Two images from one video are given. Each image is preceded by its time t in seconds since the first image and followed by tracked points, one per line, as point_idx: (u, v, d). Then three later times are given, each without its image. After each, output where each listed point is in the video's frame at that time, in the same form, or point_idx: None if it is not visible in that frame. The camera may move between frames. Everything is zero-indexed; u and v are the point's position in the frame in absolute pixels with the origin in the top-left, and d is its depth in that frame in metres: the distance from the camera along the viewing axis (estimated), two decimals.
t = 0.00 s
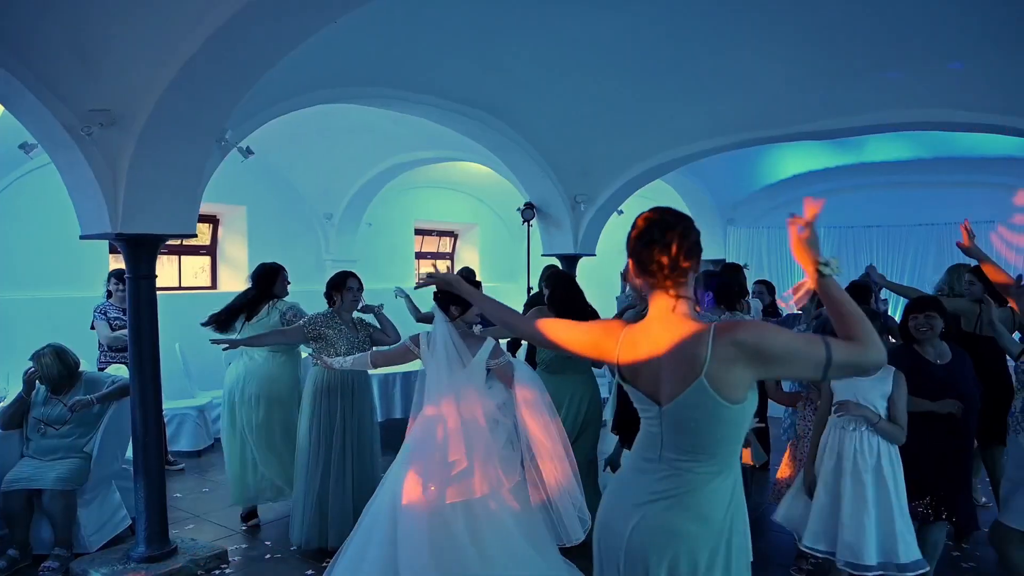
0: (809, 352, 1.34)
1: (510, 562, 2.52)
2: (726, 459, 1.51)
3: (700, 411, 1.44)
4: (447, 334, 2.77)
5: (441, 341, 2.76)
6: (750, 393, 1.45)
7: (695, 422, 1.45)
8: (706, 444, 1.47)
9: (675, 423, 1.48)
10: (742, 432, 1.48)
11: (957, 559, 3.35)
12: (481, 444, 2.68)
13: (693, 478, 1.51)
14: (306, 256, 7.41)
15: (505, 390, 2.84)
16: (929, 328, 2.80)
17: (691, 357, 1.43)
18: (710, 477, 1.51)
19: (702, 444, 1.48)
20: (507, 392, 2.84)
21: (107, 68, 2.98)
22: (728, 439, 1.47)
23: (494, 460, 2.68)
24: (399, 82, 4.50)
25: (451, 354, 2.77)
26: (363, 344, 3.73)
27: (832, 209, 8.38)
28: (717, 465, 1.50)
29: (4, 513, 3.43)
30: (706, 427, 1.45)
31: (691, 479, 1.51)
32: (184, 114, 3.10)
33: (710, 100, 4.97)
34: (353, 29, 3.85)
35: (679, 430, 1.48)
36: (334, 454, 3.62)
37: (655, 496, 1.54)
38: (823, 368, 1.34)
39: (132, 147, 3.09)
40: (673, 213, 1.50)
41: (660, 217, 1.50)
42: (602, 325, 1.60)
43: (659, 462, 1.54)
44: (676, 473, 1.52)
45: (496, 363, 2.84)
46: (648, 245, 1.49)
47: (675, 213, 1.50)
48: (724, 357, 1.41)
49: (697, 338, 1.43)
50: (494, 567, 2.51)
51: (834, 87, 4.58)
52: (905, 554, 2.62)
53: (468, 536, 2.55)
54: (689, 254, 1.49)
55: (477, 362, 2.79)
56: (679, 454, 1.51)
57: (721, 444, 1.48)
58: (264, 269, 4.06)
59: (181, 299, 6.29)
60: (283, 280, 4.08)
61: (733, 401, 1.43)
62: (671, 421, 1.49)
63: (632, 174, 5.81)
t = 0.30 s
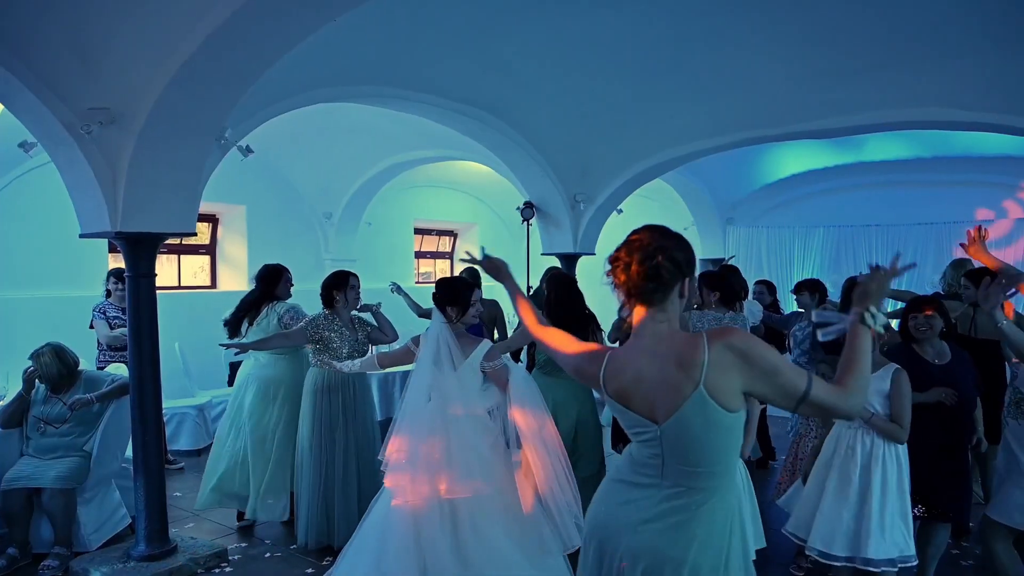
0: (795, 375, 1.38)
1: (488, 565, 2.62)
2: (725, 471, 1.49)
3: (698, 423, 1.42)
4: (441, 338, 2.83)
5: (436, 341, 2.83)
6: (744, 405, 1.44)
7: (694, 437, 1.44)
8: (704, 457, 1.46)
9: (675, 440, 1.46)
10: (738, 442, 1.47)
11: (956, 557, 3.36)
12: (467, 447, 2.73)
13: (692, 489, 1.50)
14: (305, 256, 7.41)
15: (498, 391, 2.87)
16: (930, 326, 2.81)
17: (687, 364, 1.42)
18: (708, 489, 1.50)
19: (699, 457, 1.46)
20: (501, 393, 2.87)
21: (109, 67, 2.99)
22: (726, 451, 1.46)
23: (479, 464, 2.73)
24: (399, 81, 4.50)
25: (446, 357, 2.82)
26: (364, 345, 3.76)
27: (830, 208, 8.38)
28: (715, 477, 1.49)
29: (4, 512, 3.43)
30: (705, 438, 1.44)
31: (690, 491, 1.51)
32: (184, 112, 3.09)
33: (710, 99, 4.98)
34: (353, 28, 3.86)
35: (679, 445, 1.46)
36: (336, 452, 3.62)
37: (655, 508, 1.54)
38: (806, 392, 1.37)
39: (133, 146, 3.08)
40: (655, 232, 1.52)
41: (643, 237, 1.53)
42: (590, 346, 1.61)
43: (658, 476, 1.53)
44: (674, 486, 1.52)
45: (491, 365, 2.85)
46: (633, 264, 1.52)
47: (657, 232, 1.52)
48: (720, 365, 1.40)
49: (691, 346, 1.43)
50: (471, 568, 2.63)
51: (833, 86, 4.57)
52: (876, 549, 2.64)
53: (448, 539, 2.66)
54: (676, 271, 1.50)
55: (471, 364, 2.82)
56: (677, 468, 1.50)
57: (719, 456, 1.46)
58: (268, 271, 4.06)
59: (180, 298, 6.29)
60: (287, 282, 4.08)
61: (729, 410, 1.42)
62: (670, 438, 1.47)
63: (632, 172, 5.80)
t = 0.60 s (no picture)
0: (783, 353, 1.43)
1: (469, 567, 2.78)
2: (731, 446, 1.52)
3: (707, 398, 1.45)
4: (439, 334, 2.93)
5: (434, 334, 2.93)
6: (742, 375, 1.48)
7: (703, 413, 1.46)
8: (714, 433, 1.48)
9: (686, 419, 1.48)
10: (743, 415, 1.50)
11: (958, 555, 3.35)
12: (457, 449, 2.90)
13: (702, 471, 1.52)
14: (305, 255, 7.41)
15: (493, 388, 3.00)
16: (927, 322, 2.80)
17: (690, 335, 1.44)
18: (718, 468, 1.52)
19: (709, 434, 1.48)
20: (495, 391, 3.00)
21: (109, 65, 2.99)
22: (733, 424, 1.49)
23: (468, 465, 2.89)
24: (398, 79, 4.50)
25: (446, 353, 2.92)
26: (368, 339, 3.79)
27: (830, 207, 8.38)
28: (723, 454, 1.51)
29: (4, 510, 3.43)
30: (712, 411, 1.46)
31: (702, 472, 1.52)
32: (184, 110, 3.10)
33: (709, 98, 4.98)
34: (353, 27, 3.86)
35: (689, 423, 1.48)
36: (337, 448, 3.63)
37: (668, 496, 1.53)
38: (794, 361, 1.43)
39: (133, 144, 3.08)
40: (654, 216, 1.51)
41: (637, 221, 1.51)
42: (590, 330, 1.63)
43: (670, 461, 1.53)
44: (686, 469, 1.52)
45: (495, 358, 2.99)
46: (629, 248, 1.50)
47: (652, 217, 1.50)
48: (721, 335, 1.43)
49: (692, 317, 1.45)
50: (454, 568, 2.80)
51: (833, 85, 4.58)
52: (854, 542, 2.62)
53: (433, 534, 2.82)
54: (677, 256, 1.49)
55: (472, 361, 2.94)
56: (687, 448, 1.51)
57: (727, 431, 1.49)
58: (271, 271, 4.05)
59: (180, 298, 6.28)
60: (292, 282, 4.06)
61: (733, 376, 1.46)
62: (680, 417, 1.48)
63: (632, 171, 5.80)
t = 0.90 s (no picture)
0: (778, 344, 1.46)
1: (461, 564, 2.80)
2: (733, 421, 1.54)
3: (707, 382, 1.46)
4: (438, 328, 2.96)
5: (434, 330, 2.96)
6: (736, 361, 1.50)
7: (704, 395, 1.47)
8: (716, 412, 1.50)
9: (688, 403, 1.48)
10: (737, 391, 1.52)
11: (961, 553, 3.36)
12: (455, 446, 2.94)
13: (713, 452, 1.52)
14: (304, 254, 7.41)
15: (494, 380, 2.99)
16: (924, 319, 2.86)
17: (688, 322, 1.46)
18: (726, 445, 1.53)
19: (710, 416, 1.50)
20: (495, 384, 2.99)
21: (108, 63, 2.99)
22: (731, 400, 1.51)
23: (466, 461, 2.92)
24: (398, 78, 4.50)
25: (447, 347, 2.93)
26: (369, 336, 3.78)
27: (829, 206, 8.40)
28: (727, 430, 1.53)
29: (4, 508, 3.43)
30: (710, 393, 1.47)
31: (713, 453, 1.52)
32: (183, 109, 3.10)
33: (709, 97, 4.98)
34: (352, 25, 3.86)
35: (688, 410, 1.49)
36: (340, 445, 3.65)
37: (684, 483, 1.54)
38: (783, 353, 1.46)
39: (133, 143, 3.09)
40: (659, 205, 1.54)
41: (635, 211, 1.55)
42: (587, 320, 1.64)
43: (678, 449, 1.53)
44: (695, 453, 1.52)
45: (498, 346, 2.95)
46: (630, 236, 1.53)
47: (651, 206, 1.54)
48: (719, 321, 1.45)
49: (691, 304, 1.47)
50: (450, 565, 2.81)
51: (832, 83, 4.58)
52: (853, 537, 2.64)
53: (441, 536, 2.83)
54: (679, 247, 1.51)
55: (474, 355, 2.93)
56: (692, 433, 1.51)
57: (727, 408, 1.51)
58: (267, 271, 4.05)
59: (179, 297, 6.28)
60: (287, 279, 4.05)
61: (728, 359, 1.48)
62: (682, 403, 1.48)
63: (632, 170, 5.81)
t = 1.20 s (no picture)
0: (762, 388, 1.46)
1: (463, 563, 2.81)
2: (714, 437, 1.53)
3: (679, 412, 1.48)
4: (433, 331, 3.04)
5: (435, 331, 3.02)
6: (723, 409, 1.50)
7: (674, 419, 1.49)
8: (690, 432, 1.50)
9: (658, 423, 1.51)
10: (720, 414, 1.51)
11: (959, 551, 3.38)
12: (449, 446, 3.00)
13: (689, 466, 1.54)
14: (303, 253, 7.41)
15: (486, 383, 3.03)
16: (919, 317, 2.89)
17: (669, 370, 1.47)
18: (706, 459, 1.53)
19: (682, 435, 1.51)
20: (487, 387, 3.03)
21: (108, 62, 3.00)
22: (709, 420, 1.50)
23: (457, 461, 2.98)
24: (396, 77, 4.51)
25: (442, 348, 3.00)
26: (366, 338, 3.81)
27: (827, 206, 8.43)
28: (707, 447, 1.53)
29: (3, 506, 3.44)
30: (685, 434, 1.50)
31: (689, 466, 1.54)
32: (183, 107, 3.10)
33: (706, 96, 4.99)
34: (351, 24, 3.86)
35: (663, 430, 1.51)
36: (340, 445, 3.65)
37: (662, 491, 1.58)
38: (771, 400, 1.46)
39: (133, 141, 3.09)
40: (654, 221, 1.58)
41: (638, 227, 1.59)
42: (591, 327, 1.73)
43: (654, 460, 1.57)
44: (671, 466, 1.55)
45: (492, 348, 3.03)
46: (629, 255, 1.58)
47: (653, 225, 1.57)
48: (702, 375, 1.45)
49: (678, 352, 1.47)
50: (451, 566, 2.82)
51: (831, 82, 4.60)
52: (845, 530, 2.73)
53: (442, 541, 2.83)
54: (676, 261, 1.55)
55: (470, 356, 3.00)
56: (665, 449, 1.54)
57: (703, 429, 1.50)
58: (264, 272, 4.06)
59: (178, 296, 6.29)
60: (284, 279, 4.08)
61: (706, 412, 1.49)
62: (653, 425, 1.52)
63: (630, 170, 5.83)
